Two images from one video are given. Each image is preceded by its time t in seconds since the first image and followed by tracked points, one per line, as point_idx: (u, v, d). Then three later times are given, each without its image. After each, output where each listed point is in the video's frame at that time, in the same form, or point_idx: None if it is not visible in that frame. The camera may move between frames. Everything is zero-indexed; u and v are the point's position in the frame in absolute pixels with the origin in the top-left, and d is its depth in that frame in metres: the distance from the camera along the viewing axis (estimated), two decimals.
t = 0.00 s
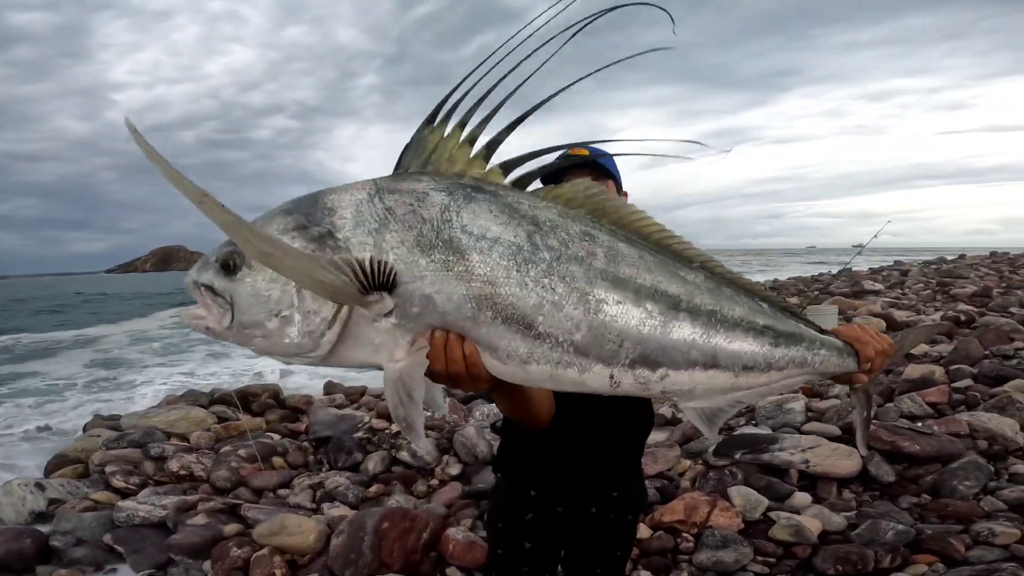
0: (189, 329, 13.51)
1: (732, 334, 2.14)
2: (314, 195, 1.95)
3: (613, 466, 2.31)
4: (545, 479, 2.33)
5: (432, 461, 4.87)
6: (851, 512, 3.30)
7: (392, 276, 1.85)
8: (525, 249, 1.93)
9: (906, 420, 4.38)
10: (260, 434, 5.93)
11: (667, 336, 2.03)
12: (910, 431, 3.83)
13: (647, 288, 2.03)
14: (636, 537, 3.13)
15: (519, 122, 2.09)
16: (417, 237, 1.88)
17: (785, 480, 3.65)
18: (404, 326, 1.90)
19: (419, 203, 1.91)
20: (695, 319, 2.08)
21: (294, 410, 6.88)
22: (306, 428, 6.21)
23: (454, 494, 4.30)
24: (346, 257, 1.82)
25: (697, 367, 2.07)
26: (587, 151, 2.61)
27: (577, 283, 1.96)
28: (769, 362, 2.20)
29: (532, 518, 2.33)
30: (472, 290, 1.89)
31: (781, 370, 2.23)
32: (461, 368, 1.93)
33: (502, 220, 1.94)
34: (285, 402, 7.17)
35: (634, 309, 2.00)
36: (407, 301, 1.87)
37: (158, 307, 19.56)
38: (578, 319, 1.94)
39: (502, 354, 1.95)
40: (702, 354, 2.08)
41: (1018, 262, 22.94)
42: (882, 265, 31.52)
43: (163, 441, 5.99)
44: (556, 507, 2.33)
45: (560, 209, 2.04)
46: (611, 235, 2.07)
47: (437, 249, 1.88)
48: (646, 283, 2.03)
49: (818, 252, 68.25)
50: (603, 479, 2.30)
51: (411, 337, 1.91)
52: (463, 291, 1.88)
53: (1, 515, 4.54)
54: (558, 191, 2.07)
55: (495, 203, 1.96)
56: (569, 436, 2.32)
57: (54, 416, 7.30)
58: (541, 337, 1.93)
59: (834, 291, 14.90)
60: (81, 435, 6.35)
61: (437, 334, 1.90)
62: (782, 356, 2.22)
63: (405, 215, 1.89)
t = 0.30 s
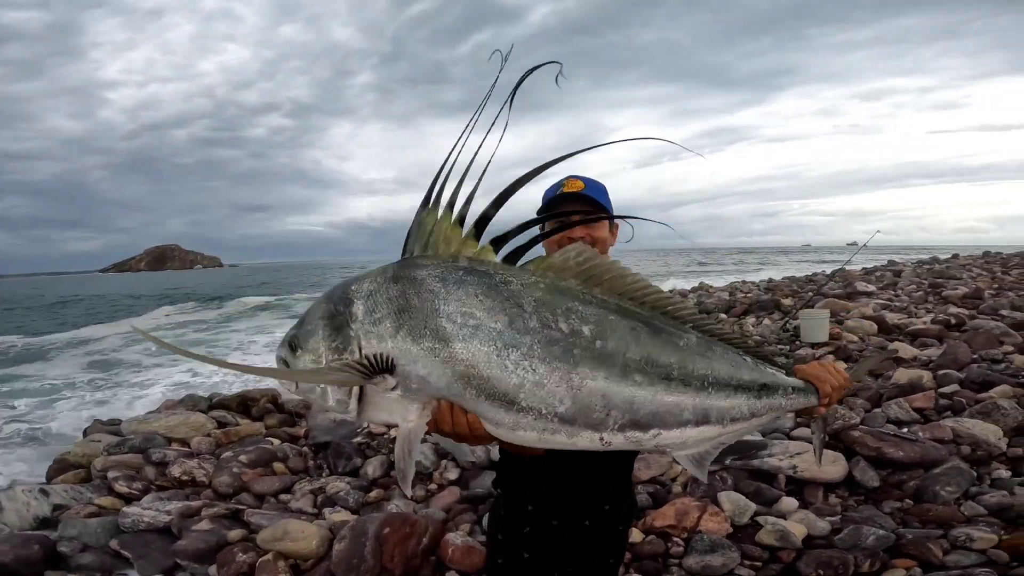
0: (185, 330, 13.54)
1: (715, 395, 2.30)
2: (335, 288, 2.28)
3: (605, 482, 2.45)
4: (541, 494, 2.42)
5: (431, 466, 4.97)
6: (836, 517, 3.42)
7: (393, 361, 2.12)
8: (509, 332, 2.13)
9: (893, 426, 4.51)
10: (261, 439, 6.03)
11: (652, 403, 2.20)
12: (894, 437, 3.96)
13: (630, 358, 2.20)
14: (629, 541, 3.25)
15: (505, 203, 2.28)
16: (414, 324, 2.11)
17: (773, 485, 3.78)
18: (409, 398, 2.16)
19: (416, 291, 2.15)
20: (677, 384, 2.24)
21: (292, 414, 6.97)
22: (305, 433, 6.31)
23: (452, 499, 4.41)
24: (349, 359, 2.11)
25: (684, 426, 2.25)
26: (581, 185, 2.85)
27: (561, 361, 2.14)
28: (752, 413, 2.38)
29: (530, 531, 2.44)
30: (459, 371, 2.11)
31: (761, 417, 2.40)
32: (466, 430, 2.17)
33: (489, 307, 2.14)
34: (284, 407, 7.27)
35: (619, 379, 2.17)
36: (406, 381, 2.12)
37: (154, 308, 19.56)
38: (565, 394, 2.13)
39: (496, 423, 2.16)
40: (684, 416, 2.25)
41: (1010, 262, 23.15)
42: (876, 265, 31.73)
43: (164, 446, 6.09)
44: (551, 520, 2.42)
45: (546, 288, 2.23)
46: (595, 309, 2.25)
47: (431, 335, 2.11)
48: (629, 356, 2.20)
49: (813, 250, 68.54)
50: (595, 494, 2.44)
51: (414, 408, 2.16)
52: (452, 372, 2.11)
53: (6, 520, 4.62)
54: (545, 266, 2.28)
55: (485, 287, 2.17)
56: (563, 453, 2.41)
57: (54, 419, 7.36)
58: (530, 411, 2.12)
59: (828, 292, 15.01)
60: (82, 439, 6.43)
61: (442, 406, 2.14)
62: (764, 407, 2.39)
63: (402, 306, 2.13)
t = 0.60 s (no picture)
0: (183, 330, 13.58)
1: (681, 387, 2.40)
2: (337, 281, 2.33)
3: (594, 481, 2.54)
4: (532, 491, 2.53)
5: (428, 465, 5.05)
6: (823, 515, 3.52)
7: (395, 349, 2.19)
8: (505, 322, 2.25)
9: (881, 426, 4.60)
10: (260, 439, 6.10)
11: (625, 389, 2.31)
12: (882, 437, 4.05)
13: (605, 349, 2.33)
14: (621, 538, 3.34)
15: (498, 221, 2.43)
16: (419, 315, 2.21)
17: (763, 483, 3.88)
18: (408, 387, 2.23)
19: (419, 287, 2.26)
20: (647, 375, 2.36)
21: (291, 414, 7.05)
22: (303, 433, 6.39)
23: (449, 497, 4.49)
24: (359, 333, 2.17)
25: (645, 414, 2.34)
26: (578, 195, 2.92)
27: (543, 348, 2.26)
28: (711, 408, 2.44)
29: (520, 527, 2.53)
30: (463, 358, 2.21)
31: (727, 415, 2.46)
32: (454, 422, 2.22)
33: (484, 301, 2.27)
34: (283, 407, 7.34)
35: (594, 369, 2.29)
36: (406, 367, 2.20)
37: (152, 307, 19.60)
38: (547, 378, 2.24)
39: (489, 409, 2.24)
40: (650, 402, 2.35)
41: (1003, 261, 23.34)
42: (871, 263, 31.88)
43: (164, 446, 6.16)
44: (541, 516, 2.54)
45: (529, 286, 2.38)
46: (570, 306, 2.39)
47: (430, 325, 2.21)
48: (602, 346, 2.33)
49: (809, 249, 68.76)
50: (585, 492, 2.53)
51: (411, 396, 2.23)
52: (453, 359, 2.20)
53: (9, 520, 4.68)
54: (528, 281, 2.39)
55: (477, 283, 2.30)
56: (554, 451, 2.51)
57: (54, 419, 7.43)
58: (519, 394, 2.22)
59: (822, 291, 15.12)
60: (82, 440, 6.50)
61: (433, 395, 2.20)
62: (724, 402, 2.45)
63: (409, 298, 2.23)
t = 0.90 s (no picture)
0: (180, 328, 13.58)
1: (673, 366, 2.43)
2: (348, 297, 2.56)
3: (591, 478, 2.59)
4: (529, 490, 2.56)
5: (425, 463, 5.09)
6: (815, 512, 3.57)
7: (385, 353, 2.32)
8: (473, 317, 2.27)
9: (874, 424, 4.66)
10: (258, 437, 6.14)
11: (609, 374, 2.31)
12: (874, 435, 4.10)
13: (587, 334, 2.33)
14: (615, 535, 3.39)
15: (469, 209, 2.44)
16: (395, 316, 2.32)
17: (756, 481, 3.93)
18: (395, 384, 2.33)
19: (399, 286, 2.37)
20: (637, 356, 2.37)
21: (288, 413, 7.09)
22: (301, 431, 6.43)
23: (446, 495, 4.54)
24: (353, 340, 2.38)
25: (645, 397, 2.37)
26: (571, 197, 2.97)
27: (517, 338, 2.26)
28: (709, 382, 2.51)
29: (517, 525, 2.56)
30: (432, 355, 2.26)
31: (718, 388, 2.53)
32: (449, 415, 2.28)
33: (458, 297, 2.30)
34: (280, 405, 7.38)
35: (576, 355, 2.29)
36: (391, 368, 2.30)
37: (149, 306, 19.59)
38: (528, 369, 2.25)
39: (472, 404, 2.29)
40: (639, 387, 2.36)
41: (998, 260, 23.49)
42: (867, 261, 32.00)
43: (163, 444, 6.19)
44: (538, 514, 2.58)
45: (505, 276, 2.39)
46: (552, 293, 2.38)
47: (406, 326, 2.29)
48: (583, 332, 2.32)
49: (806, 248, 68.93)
50: (582, 490, 2.59)
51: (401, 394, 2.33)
52: (423, 355, 2.27)
53: (8, 519, 4.71)
54: (506, 260, 2.46)
55: (452, 279, 2.34)
56: (550, 452, 2.53)
57: (51, 418, 7.46)
58: (496, 386, 2.24)
59: (818, 290, 15.20)
60: (81, 439, 6.53)
61: (425, 390, 2.26)
62: (719, 377, 2.52)
63: (388, 301, 2.36)
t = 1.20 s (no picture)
0: (177, 326, 13.59)
1: (639, 368, 2.50)
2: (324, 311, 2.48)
3: (590, 480, 2.65)
4: (530, 490, 2.61)
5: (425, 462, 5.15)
6: (809, 510, 3.64)
7: (387, 355, 2.31)
8: (471, 320, 2.38)
9: (867, 422, 4.73)
10: (258, 437, 6.19)
11: (592, 371, 2.42)
12: (867, 434, 4.18)
13: (567, 336, 2.44)
14: (613, 532, 3.46)
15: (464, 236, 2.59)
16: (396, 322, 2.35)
17: (752, 479, 4.00)
18: (392, 388, 2.33)
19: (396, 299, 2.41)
20: (609, 357, 2.46)
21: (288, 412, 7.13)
22: (301, 430, 6.48)
23: (446, 494, 4.60)
24: (348, 347, 2.32)
25: (614, 394, 2.44)
26: (559, 204, 3.03)
27: (508, 339, 2.38)
28: (667, 387, 2.55)
29: (518, 525, 2.62)
30: (435, 355, 2.33)
31: (679, 394, 2.57)
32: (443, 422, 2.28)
33: (455, 302, 2.41)
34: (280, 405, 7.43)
35: (558, 355, 2.40)
36: (388, 370, 2.32)
37: (148, 305, 19.61)
38: (515, 367, 2.35)
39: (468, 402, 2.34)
40: (618, 385, 2.45)
41: (994, 258, 23.64)
42: (863, 260, 32.15)
43: (164, 444, 6.24)
44: (539, 516, 2.64)
45: (494, 285, 2.52)
46: (535, 302, 2.51)
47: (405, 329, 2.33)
48: (565, 335, 2.45)
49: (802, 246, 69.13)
50: (582, 492, 2.64)
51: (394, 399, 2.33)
52: (426, 357, 2.32)
53: (12, 519, 4.75)
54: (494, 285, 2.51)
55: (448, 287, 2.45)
56: (553, 456, 2.58)
57: (53, 418, 7.50)
58: (490, 381, 2.33)
59: (814, 288, 15.31)
60: (82, 439, 6.57)
61: (416, 396, 2.28)
62: (677, 381, 2.57)
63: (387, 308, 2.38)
